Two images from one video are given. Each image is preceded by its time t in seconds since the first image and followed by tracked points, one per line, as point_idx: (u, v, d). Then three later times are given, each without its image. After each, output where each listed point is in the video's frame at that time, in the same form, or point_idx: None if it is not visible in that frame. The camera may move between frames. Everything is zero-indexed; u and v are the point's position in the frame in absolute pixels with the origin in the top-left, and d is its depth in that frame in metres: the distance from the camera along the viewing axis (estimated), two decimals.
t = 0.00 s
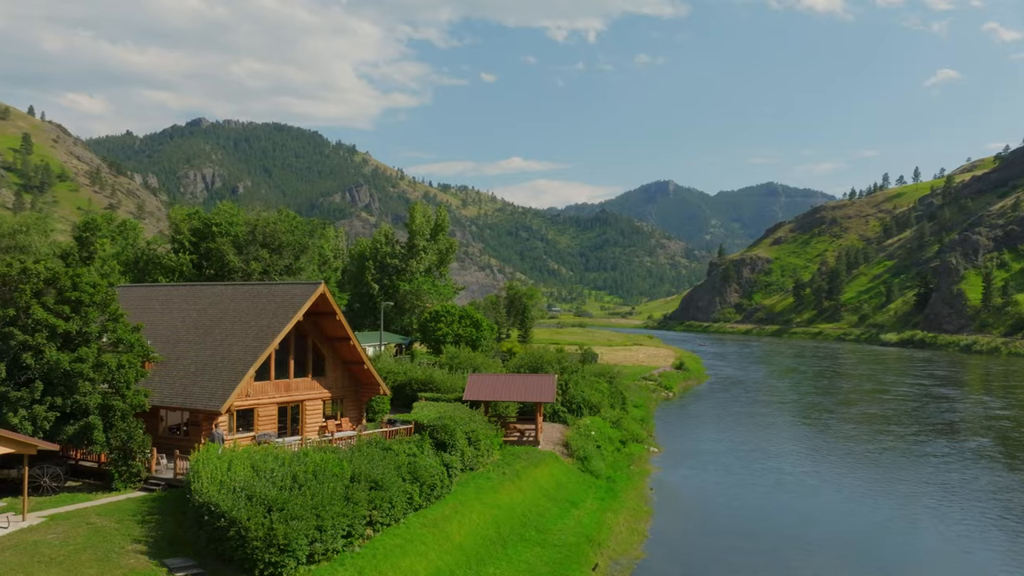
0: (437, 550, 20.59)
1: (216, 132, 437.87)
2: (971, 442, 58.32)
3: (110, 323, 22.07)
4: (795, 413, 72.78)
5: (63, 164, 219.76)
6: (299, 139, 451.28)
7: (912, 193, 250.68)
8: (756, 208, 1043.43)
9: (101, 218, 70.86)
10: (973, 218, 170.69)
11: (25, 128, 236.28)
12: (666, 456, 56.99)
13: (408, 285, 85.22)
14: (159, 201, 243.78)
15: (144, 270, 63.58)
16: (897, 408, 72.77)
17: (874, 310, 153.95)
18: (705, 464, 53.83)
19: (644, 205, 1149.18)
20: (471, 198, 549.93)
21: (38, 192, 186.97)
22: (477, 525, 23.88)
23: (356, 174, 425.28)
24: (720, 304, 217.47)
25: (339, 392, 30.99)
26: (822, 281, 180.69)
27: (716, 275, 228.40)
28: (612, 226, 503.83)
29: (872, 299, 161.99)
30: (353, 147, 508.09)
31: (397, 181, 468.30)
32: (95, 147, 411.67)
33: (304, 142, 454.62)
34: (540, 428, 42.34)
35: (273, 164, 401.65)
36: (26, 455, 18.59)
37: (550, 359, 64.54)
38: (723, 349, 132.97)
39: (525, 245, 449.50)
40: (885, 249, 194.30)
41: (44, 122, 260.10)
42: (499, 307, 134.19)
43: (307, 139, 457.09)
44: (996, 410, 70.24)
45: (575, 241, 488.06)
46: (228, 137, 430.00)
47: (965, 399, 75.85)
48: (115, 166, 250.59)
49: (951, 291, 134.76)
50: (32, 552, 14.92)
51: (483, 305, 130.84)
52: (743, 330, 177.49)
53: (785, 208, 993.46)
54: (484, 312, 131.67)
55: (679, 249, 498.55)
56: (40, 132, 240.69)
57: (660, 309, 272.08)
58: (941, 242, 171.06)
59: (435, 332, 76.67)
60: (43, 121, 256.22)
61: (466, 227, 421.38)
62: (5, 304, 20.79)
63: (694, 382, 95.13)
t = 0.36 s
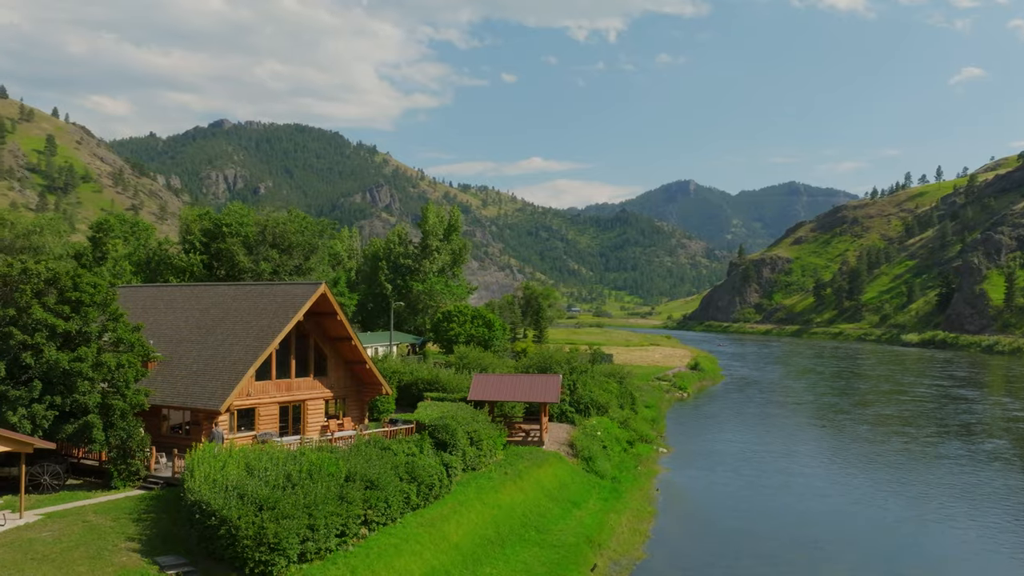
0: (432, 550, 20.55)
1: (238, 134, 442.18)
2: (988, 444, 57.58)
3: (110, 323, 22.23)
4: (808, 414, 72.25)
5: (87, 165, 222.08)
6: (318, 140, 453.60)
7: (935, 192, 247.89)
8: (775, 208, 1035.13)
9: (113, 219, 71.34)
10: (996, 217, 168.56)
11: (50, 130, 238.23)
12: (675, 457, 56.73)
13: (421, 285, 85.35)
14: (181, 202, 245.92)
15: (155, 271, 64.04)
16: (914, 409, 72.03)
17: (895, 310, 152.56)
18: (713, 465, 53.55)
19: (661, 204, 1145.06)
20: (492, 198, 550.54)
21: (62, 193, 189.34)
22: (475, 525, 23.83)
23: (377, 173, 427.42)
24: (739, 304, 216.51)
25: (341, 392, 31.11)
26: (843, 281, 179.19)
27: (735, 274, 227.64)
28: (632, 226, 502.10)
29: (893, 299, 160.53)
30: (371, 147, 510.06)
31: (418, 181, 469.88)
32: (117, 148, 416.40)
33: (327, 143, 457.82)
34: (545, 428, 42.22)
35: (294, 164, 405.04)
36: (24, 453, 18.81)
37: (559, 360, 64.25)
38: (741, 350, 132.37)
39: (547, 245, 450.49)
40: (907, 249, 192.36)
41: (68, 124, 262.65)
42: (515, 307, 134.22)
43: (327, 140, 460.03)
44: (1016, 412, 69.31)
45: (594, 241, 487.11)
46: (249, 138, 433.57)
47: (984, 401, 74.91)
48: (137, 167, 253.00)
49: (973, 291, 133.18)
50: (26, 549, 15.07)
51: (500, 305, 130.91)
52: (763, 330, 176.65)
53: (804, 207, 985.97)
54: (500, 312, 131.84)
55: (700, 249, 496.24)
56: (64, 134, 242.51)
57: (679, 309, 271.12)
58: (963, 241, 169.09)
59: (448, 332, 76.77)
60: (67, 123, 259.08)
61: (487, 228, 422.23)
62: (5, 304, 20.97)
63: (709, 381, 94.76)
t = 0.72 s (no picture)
0: (427, 549, 20.57)
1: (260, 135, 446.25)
2: (1004, 446, 56.80)
3: (110, 322, 22.44)
4: (821, 414, 71.68)
5: (110, 167, 223.84)
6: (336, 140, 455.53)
7: (959, 190, 244.91)
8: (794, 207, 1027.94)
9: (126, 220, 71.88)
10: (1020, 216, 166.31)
11: (73, 132, 240.31)
12: (684, 457, 56.49)
13: (434, 285, 85.52)
14: (203, 203, 248.04)
15: (166, 271, 64.54)
16: (930, 410, 71.25)
17: (917, 310, 151.12)
18: (722, 466, 53.23)
19: (678, 204, 1140.83)
20: (512, 199, 550.42)
21: (85, 194, 191.89)
22: (472, 525, 23.80)
23: (398, 173, 429.32)
24: (760, 304, 215.38)
25: (342, 391, 31.23)
26: (864, 280, 177.71)
27: (755, 275, 226.33)
28: (652, 226, 499.93)
29: (915, 299, 159.01)
30: (390, 148, 512.25)
31: (438, 181, 471.07)
32: (141, 150, 420.94)
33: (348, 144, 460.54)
34: (549, 428, 42.16)
35: (314, 164, 407.45)
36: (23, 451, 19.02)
37: (568, 360, 63.68)
38: (761, 350, 131.72)
39: (567, 246, 449.93)
40: (930, 249, 190.33)
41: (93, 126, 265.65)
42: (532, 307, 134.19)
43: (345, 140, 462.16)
44: None
45: (614, 241, 485.57)
46: (271, 138, 437.37)
47: (1002, 402, 73.94)
48: (159, 168, 255.15)
49: (996, 291, 131.50)
50: (20, 546, 15.21)
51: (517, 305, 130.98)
52: (783, 330, 175.52)
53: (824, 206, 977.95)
54: (517, 312, 131.94)
55: (721, 248, 493.02)
56: (88, 136, 244.58)
57: (699, 309, 270.00)
58: (986, 240, 167.03)
59: (460, 332, 76.92)
60: (90, 124, 261.85)
61: (508, 228, 422.37)
62: (6, 304, 21.21)
63: (724, 381, 94.45)
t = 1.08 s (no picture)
0: (421, 548, 20.57)
1: (281, 135, 449.25)
2: (1019, 448, 56.12)
3: (109, 322, 22.65)
4: (834, 416, 71.06)
5: (134, 168, 225.52)
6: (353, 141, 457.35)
7: (983, 189, 241.98)
8: (813, 207, 1020.26)
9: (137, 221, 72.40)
10: None
11: (97, 133, 241.90)
12: (691, 458, 56.33)
13: (447, 285, 85.67)
14: (224, 203, 249.79)
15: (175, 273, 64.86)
16: (946, 412, 70.55)
17: (939, 310, 149.70)
18: (729, 467, 53.07)
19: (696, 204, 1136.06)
20: (533, 199, 549.94)
21: (108, 196, 194.14)
22: (469, 525, 23.79)
23: (419, 174, 431.08)
24: (780, 304, 214.23)
25: (344, 391, 31.37)
26: (886, 280, 176.17)
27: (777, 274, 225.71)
28: (673, 225, 497.34)
29: (938, 298, 157.46)
30: (411, 150, 514.28)
31: (458, 182, 472.11)
32: (163, 151, 425.19)
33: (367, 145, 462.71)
34: (553, 428, 42.03)
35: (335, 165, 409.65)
36: (20, 450, 19.23)
37: (577, 360, 62.50)
38: (780, 350, 131.04)
39: (585, 245, 449.19)
40: (953, 248, 188.29)
41: (116, 127, 267.50)
42: (548, 307, 134.15)
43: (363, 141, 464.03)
44: None
45: (635, 241, 484.50)
46: (293, 139, 440.44)
47: (1021, 403, 73.00)
48: (182, 169, 257.08)
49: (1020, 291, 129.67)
50: (12, 543, 15.38)
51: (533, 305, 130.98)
52: (803, 330, 174.39)
53: (844, 205, 969.34)
54: (533, 312, 131.95)
55: (743, 248, 489.74)
56: (112, 137, 246.47)
57: (719, 309, 268.64)
58: (1010, 239, 164.92)
59: (472, 332, 77.23)
60: (113, 126, 264.59)
61: (527, 228, 422.10)
62: (6, 304, 21.46)
63: (739, 381, 94.04)
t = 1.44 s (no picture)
0: (415, 548, 20.60)
1: (302, 136, 452.29)
2: None
3: (107, 322, 22.80)
4: (847, 417, 70.55)
5: (156, 169, 227.03)
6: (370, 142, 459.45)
7: (1007, 188, 238.91)
8: (832, 206, 1012.18)
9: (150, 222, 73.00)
10: None
11: (121, 135, 243.67)
12: (699, 459, 56.15)
13: (459, 285, 85.91)
14: (245, 203, 251.38)
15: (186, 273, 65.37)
16: (962, 413, 69.83)
17: (962, 310, 148.15)
18: (735, 468, 52.86)
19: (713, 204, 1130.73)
20: (552, 199, 549.42)
21: (131, 197, 196.21)
22: (465, 525, 23.80)
23: (439, 175, 432.52)
24: (800, 304, 212.89)
25: (345, 390, 31.46)
26: (907, 280, 174.57)
27: (798, 274, 224.77)
28: (693, 225, 494.87)
29: (960, 298, 155.87)
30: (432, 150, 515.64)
31: (478, 182, 472.81)
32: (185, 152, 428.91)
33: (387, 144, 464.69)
34: (556, 428, 41.95)
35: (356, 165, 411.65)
36: (17, 448, 19.45)
37: (584, 360, 62.35)
38: (800, 350, 130.34)
39: (605, 245, 448.52)
40: (976, 247, 186.23)
41: (139, 129, 269.41)
42: (564, 307, 134.12)
43: (381, 142, 465.62)
44: None
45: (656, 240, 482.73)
46: (314, 140, 443.00)
47: None
48: (203, 170, 258.68)
49: None
50: (5, 540, 15.58)
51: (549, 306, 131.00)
52: (824, 331, 173.51)
53: (864, 204, 961.11)
54: (550, 313, 131.98)
55: (764, 248, 486.16)
56: (135, 139, 247.93)
57: (740, 309, 267.41)
58: None
59: (484, 332, 77.50)
60: (136, 127, 267.07)
61: (547, 228, 421.94)
62: (6, 303, 21.70)
63: (754, 382, 93.59)
